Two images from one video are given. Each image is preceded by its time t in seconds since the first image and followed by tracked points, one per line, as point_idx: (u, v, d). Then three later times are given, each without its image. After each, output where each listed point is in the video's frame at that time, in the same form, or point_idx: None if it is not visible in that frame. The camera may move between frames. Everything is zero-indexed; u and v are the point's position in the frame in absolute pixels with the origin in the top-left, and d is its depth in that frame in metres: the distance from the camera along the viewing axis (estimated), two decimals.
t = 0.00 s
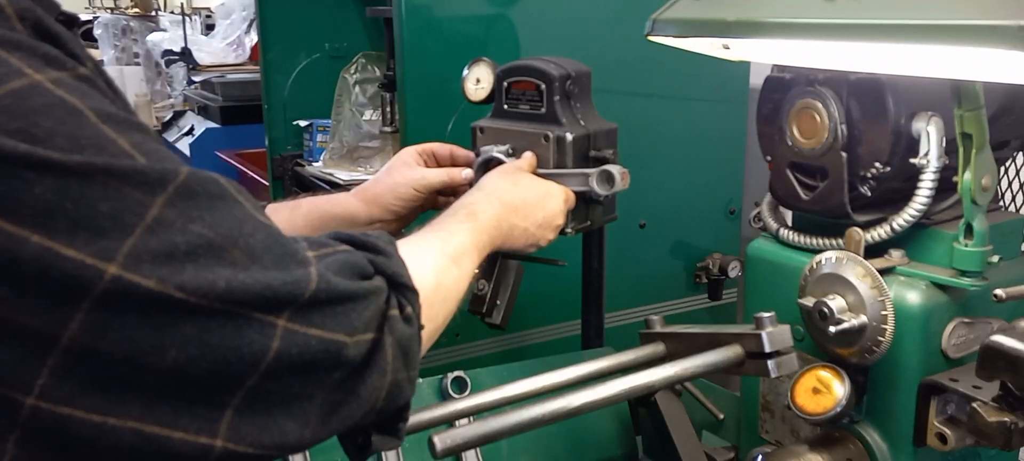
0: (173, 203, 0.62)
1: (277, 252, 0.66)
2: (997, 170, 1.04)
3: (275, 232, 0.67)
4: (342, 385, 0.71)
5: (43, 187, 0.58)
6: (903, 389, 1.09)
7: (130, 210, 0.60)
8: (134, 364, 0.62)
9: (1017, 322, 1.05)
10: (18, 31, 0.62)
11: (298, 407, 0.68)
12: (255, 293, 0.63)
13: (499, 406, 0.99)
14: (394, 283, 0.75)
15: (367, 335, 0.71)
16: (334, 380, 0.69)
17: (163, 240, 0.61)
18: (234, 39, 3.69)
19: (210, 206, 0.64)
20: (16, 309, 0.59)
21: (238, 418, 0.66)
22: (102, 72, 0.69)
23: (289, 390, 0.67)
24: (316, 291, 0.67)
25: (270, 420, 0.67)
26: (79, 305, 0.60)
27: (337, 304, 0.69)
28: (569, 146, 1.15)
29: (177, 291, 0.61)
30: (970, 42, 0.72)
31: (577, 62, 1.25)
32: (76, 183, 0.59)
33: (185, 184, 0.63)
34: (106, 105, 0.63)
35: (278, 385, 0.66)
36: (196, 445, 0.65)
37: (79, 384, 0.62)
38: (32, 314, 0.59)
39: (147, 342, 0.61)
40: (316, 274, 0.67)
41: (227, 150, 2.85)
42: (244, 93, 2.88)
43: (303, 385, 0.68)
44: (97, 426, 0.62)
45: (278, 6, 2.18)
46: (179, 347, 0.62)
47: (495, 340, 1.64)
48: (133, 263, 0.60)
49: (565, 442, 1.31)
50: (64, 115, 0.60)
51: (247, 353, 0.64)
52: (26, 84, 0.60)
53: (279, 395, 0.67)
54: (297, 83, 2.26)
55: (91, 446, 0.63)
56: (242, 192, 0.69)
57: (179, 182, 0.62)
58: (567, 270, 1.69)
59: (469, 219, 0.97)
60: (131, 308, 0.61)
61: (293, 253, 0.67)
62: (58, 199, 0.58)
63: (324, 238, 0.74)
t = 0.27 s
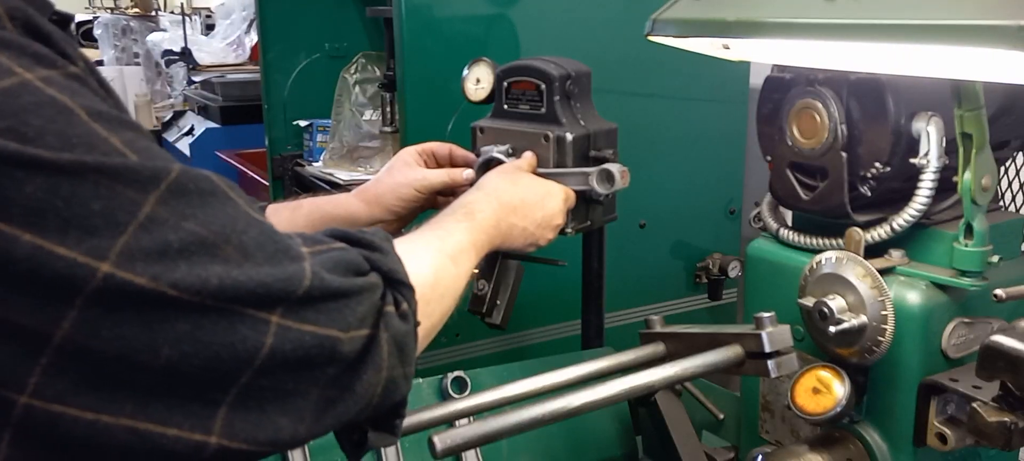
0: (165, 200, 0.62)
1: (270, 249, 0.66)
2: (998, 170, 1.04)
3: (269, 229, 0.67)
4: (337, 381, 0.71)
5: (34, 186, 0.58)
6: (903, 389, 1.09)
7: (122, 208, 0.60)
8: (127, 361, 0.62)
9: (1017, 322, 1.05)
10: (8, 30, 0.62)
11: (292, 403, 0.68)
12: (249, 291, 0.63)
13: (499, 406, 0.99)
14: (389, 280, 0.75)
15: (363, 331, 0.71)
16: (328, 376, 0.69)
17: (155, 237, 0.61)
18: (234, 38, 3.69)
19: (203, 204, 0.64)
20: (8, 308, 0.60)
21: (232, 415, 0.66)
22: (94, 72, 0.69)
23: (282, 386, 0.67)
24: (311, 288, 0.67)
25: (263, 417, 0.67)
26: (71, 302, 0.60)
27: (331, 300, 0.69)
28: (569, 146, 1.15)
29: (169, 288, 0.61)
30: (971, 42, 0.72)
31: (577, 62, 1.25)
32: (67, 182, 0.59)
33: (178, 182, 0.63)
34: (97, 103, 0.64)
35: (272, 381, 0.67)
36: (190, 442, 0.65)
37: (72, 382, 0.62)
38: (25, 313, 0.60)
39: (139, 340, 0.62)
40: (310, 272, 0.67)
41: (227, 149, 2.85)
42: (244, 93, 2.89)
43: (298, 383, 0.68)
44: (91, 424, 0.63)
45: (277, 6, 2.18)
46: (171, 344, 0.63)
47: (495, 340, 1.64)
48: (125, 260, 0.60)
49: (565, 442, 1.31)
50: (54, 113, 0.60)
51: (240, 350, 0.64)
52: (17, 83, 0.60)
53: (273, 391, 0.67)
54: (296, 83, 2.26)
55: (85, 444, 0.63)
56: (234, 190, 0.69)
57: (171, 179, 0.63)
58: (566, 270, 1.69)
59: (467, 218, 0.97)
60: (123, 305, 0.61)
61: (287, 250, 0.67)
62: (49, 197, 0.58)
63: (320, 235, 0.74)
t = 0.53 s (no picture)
0: (161, 200, 0.62)
1: (267, 248, 0.66)
2: (998, 170, 1.04)
3: (266, 228, 0.67)
4: (334, 380, 0.71)
5: (28, 185, 0.58)
6: (903, 389, 1.09)
7: (118, 207, 0.60)
8: (124, 360, 0.62)
9: (1017, 322, 1.05)
10: (3, 29, 0.63)
11: (289, 402, 0.68)
12: (245, 289, 0.63)
13: (499, 406, 0.99)
14: (386, 279, 0.75)
15: (360, 330, 0.71)
16: (325, 374, 0.69)
17: (151, 237, 0.61)
18: (234, 38, 3.69)
19: (199, 203, 0.64)
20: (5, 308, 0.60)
21: (230, 413, 0.66)
22: (91, 72, 0.69)
23: (279, 385, 0.67)
24: (308, 287, 0.67)
25: (261, 416, 0.67)
26: (67, 301, 0.60)
27: (327, 299, 0.69)
28: (569, 146, 1.15)
29: (165, 287, 0.61)
30: (971, 42, 0.72)
31: (577, 62, 1.25)
32: (62, 181, 0.59)
33: (173, 180, 0.63)
34: (92, 102, 0.64)
35: (269, 380, 0.67)
36: (188, 441, 0.65)
37: (69, 381, 0.62)
38: (21, 313, 0.60)
39: (135, 339, 0.62)
40: (307, 270, 0.67)
41: (226, 149, 2.85)
42: (244, 93, 2.89)
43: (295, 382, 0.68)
44: (87, 424, 0.63)
45: (277, 6, 2.18)
46: (168, 343, 0.63)
47: (495, 340, 1.64)
48: (120, 259, 0.60)
49: (565, 442, 1.31)
50: (49, 113, 0.60)
51: (237, 348, 0.64)
52: (11, 82, 0.60)
53: (270, 390, 0.67)
54: (297, 83, 2.26)
55: (82, 443, 0.63)
56: (231, 189, 0.69)
57: (167, 178, 0.63)
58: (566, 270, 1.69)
59: (464, 217, 0.97)
60: (120, 304, 0.61)
61: (284, 249, 0.67)
62: (44, 197, 0.58)
63: (318, 234, 0.74)
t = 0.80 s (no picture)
0: (159, 199, 0.62)
1: (265, 247, 0.66)
2: (998, 170, 1.04)
3: (264, 227, 0.67)
4: (332, 379, 0.71)
5: (26, 184, 0.58)
6: (903, 389, 1.09)
7: (115, 206, 0.60)
8: (122, 360, 0.62)
9: (1017, 322, 1.05)
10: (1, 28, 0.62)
11: (287, 401, 0.68)
12: (243, 289, 0.63)
13: (499, 406, 0.99)
14: (385, 279, 0.75)
15: (358, 330, 0.71)
16: (323, 374, 0.69)
17: (148, 236, 0.61)
18: (234, 38, 3.69)
19: (196, 202, 0.64)
20: (3, 307, 0.60)
21: (227, 413, 0.66)
22: (90, 71, 0.69)
23: (277, 385, 0.67)
24: (306, 287, 0.67)
25: (260, 415, 0.67)
26: (65, 300, 0.60)
27: (325, 298, 0.69)
28: (569, 146, 1.15)
29: (163, 286, 0.61)
30: (970, 42, 0.72)
31: (577, 62, 1.25)
32: (59, 180, 0.59)
33: (171, 180, 0.63)
34: (90, 102, 0.64)
35: (267, 379, 0.67)
36: (185, 440, 0.65)
37: (67, 381, 0.62)
38: (19, 312, 0.60)
39: (133, 338, 0.62)
40: (305, 270, 0.67)
41: (226, 149, 2.85)
42: (244, 93, 2.89)
43: (293, 381, 0.68)
44: (85, 424, 0.63)
45: (277, 6, 2.18)
46: (166, 343, 0.63)
47: (495, 340, 1.64)
48: (118, 258, 0.60)
49: (565, 442, 1.31)
50: (47, 112, 0.60)
51: (235, 347, 0.64)
52: (9, 82, 0.60)
53: (268, 389, 0.67)
54: (297, 83, 2.26)
55: (80, 442, 0.63)
56: (230, 189, 0.69)
57: (164, 177, 0.62)
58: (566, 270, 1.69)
59: (463, 217, 0.97)
60: (117, 303, 0.61)
61: (282, 248, 0.67)
62: (41, 196, 0.59)
63: (316, 234, 0.74)
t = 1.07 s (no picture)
0: (158, 199, 0.62)
1: (264, 247, 0.66)
2: (998, 170, 1.04)
3: (263, 227, 0.67)
4: (331, 380, 0.71)
5: (25, 183, 0.58)
6: (903, 389, 1.09)
7: (114, 206, 0.60)
8: (121, 360, 0.62)
9: (1017, 322, 1.05)
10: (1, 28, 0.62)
11: (286, 402, 0.68)
12: (242, 289, 0.63)
13: (499, 406, 0.99)
14: (384, 279, 0.75)
15: (357, 330, 0.71)
16: (321, 374, 0.69)
17: (147, 235, 0.61)
18: (234, 38, 3.69)
19: (195, 202, 0.64)
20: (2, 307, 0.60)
21: (226, 413, 0.66)
22: (90, 71, 0.69)
23: (276, 385, 0.67)
24: (305, 287, 0.67)
25: (258, 415, 0.67)
26: (64, 300, 0.60)
27: (324, 299, 0.69)
28: (569, 146, 1.15)
29: (162, 286, 0.61)
30: (971, 41, 0.72)
31: (577, 62, 1.25)
32: (58, 180, 0.59)
33: (171, 179, 0.63)
34: (90, 101, 0.64)
35: (266, 380, 0.67)
36: (184, 441, 0.65)
37: (66, 380, 0.62)
38: (17, 312, 0.60)
39: (132, 338, 0.62)
40: (304, 270, 0.67)
41: (226, 149, 2.85)
42: (244, 93, 2.89)
43: (292, 381, 0.68)
44: (84, 423, 0.63)
45: (277, 6, 2.18)
46: (165, 343, 0.63)
47: (495, 340, 1.64)
48: (117, 258, 0.60)
49: (564, 442, 1.31)
50: (46, 112, 0.60)
51: (234, 347, 0.64)
52: (9, 81, 0.60)
53: (267, 389, 0.67)
54: (296, 83, 2.26)
55: (79, 442, 0.63)
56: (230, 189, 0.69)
57: (164, 177, 0.62)
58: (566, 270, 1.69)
59: (461, 218, 0.97)
60: (116, 303, 0.61)
61: (281, 248, 0.67)
62: (40, 196, 0.59)
63: (315, 234, 0.74)
